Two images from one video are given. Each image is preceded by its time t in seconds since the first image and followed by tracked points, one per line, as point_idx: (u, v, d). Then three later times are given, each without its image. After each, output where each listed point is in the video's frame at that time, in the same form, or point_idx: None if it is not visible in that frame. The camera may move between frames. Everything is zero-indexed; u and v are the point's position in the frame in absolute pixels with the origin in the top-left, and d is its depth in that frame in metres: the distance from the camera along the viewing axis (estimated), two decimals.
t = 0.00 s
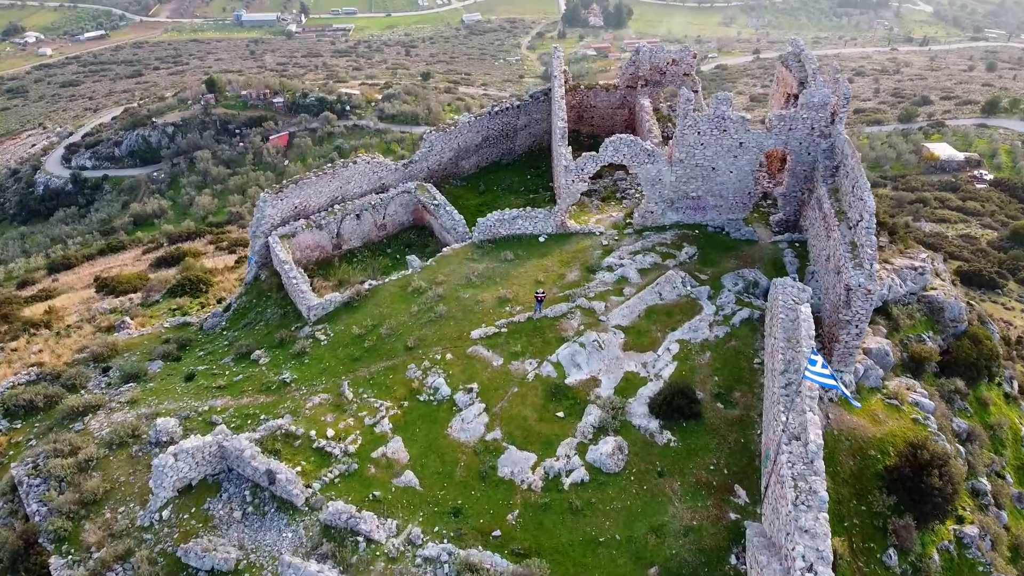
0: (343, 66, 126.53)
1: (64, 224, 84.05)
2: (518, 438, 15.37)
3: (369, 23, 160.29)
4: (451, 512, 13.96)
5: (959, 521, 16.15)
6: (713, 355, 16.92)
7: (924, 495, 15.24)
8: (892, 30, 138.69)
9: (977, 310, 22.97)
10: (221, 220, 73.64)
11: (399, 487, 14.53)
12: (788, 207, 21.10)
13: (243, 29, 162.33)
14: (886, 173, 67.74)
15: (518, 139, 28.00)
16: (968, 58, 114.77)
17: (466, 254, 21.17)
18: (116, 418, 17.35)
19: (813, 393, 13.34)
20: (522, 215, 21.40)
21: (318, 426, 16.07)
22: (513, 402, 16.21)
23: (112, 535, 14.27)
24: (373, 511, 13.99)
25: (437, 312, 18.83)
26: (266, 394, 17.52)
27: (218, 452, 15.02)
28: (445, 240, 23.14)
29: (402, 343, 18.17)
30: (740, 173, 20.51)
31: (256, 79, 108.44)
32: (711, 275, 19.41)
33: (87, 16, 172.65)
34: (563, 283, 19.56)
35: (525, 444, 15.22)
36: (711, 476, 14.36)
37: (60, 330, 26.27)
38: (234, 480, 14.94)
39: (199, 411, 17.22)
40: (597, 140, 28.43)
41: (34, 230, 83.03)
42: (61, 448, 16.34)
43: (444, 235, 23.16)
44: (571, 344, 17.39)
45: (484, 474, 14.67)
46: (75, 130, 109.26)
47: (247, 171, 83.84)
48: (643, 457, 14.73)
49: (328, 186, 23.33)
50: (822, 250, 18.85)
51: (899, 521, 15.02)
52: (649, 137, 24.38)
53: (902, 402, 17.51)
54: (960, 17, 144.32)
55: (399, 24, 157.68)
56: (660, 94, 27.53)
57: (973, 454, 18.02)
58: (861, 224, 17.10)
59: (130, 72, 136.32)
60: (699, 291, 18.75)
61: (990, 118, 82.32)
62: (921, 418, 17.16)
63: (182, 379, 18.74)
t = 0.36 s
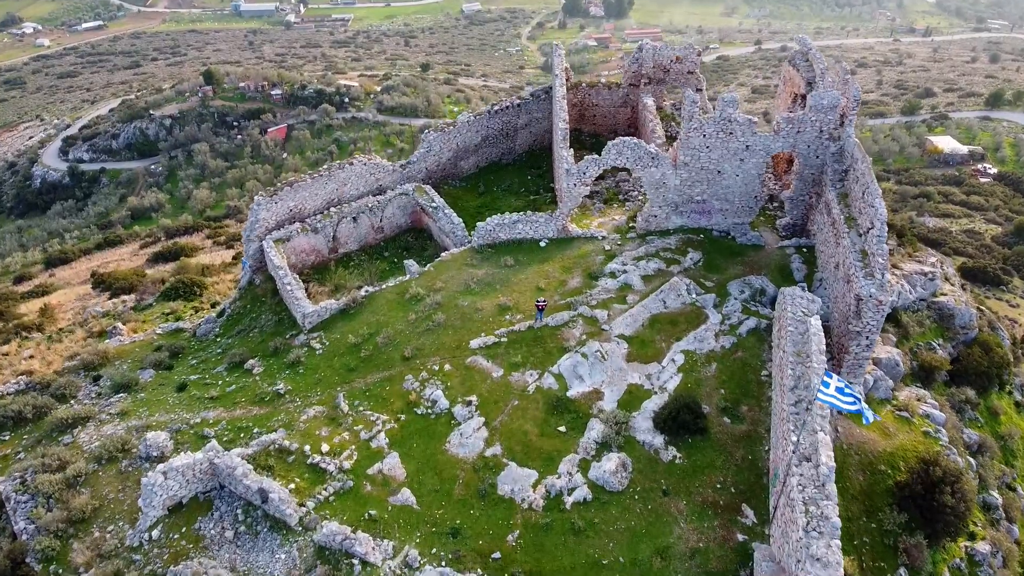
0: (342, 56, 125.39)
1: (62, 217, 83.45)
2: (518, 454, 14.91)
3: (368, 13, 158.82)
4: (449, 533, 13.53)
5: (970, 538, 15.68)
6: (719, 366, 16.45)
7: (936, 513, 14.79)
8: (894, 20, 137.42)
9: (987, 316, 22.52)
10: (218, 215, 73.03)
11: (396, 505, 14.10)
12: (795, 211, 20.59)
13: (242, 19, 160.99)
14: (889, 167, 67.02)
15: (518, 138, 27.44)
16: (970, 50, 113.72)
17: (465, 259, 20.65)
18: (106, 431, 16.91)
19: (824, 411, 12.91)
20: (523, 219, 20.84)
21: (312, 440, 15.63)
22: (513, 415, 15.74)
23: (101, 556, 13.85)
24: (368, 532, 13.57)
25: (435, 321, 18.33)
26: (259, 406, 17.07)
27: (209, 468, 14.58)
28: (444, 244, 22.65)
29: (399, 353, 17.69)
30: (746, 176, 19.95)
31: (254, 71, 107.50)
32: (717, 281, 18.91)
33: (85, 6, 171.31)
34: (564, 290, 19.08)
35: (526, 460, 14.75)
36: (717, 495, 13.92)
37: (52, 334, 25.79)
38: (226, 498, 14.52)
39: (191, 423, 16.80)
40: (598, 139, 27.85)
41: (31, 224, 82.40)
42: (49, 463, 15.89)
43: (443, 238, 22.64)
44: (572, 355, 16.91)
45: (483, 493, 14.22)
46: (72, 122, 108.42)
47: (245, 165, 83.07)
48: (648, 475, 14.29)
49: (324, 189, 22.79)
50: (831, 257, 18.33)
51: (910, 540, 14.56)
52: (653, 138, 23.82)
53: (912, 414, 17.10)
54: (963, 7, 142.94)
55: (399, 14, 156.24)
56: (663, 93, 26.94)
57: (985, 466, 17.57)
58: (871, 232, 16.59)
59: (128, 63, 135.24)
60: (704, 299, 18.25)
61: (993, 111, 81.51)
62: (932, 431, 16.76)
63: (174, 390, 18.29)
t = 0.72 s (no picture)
0: (340, 43, 124.03)
1: (59, 207, 82.75)
2: (518, 468, 14.46)
3: None
4: (448, 552, 13.13)
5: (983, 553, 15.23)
6: (726, 376, 15.98)
7: (949, 529, 14.34)
8: (897, 7, 135.80)
9: (997, 318, 22.06)
10: (216, 205, 72.29)
11: (393, 522, 13.69)
12: (803, 213, 20.07)
13: (240, 6, 159.31)
14: (892, 157, 66.22)
15: (519, 134, 26.84)
16: (973, 37, 112.41)
17: (464, 262, 20.11)
18: (96, 442, 16.51)
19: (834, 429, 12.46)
20: (524, 221, 20.28)
21: (307, 453, 15.19)
22: (513, 426, 15.28)
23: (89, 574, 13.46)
24: (364, 551, 13.15)
25: (433, 327, 17.83)
26: (253, 415, 16.64)
27: (201, 484, 14.16)
28: (443, 245, 22.11)
29: (397, 361, 17.19)
30: (753, 177, 19.38)
31: (252, 58, 106.36)
32: (723, 286, 18.41)
33: None
34: (566, 294, 18.58)
35: (527, 475, 14.32)
36: (724, 512, 13.50)
37: (44, 336, 25.32)
38: (218, 514, 14.11)
39: (183, 434, 16.38)
40: (600, 135, 27.26)
41: (28, 214, 81.68)
42: (37, 476, 15.47)
43: (441, 239, 22.09)
44: (574, 363, 16.43)
45: (482, 509, 13.79)
46: (69, 111, 107.37)
47: (243, 154, 82.19)
48: (653, 490, 13.86)
49: (320, 188, 22.22)
50: (841, 261, 17.80)
51: (921, 557, 14.13)
52: (657, 135, 23.25)
53: (923, 424, 16.70)
54: None
55: (398, 0, 154.56)
56: (667, 87, 26.31)
57: (996, 476, 17.16)
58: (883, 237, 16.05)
59: (125, 51, 133.89)
60: (710, 304, 17.74)
61: (997, 100, 80.54)
62: (943, 442, 16.36)
63: (166, 397, 17.86)
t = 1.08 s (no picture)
0: (339, 28, 122.52)
1: (56, 196, 82.01)
2: (519, 482, 14.03)
3: None
4: (446, 571, 12.73)
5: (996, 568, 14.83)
6: (733, 386, 15.51)
7: (962, 546, 13.90)
8: None
9: (1008, 320, 21.59)
10: (214, 194, 71.50)
11: (389, 539, 13.28)
12: (811, 213, 19.52)
13: None
14: (896, 146, 65.31)
15: (519, 129, 26.20)
16: (978, 22, 110.86)
17: (463, 264, 19.60)
18: (86, 452, 16.12)
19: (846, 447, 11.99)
20: (524, 222, 19.74)
21: (302, 465, 14.77)
22: (514, 438, 14.80)
23: None
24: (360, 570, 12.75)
25: (431, 333, 17.32)
26: (246, 425, 16.22)
27: (192, 499, 13.76)
28: (442, 245, 21.60)
29: (394, 368, 16.70)
30: (760, 177, 18.81)
31: (250, 44, 105.08)
32: (729, 290, 17.89)
33: None
34: (568, 299, 18.08)
35: (527, 490, 13.88)
36: (732, 529, 13.09)
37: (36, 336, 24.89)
38: (210, 530, 13.72)
39: (174, 444, 16.00)
40: (602, 130, 26.66)
41: (25, 203, 80.96)
42: (24, 489, 15.09)
43: (440, 239, 21.56)
44: (576, 371, 15.96)
45: (482, 526, 13.38)
46: (66, 98, 106.30)
47: (241, 142, 81.18)
48: (657, 506, 13.46)
49: (315, 186, 21.64)
50: (851, 265, 17.29)
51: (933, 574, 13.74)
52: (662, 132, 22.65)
53: (934, 434, 16.33)
54: None
55: None
56: (671, 81, 25.67)
57: (1008, 486, 16.76)
58: (895, 243, 15.54)
59: (122, 36, 132.45)
60: (716, 309, 17.23)
61: (1001, 87, 79.32)
62: (955, 453, 15.99)
63: (157, 405, 17.46)
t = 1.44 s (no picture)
0: (338, 15, 121.24)
1: (53, 185, 81.26)
2: (519, 497, 13.64)
3: None
4: None
5: None
6: (739, 395, 15.09)
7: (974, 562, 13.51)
8: None
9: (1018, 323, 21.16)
10: (212, 184, 70.73)
11: (386, 557, 12.93)
12: (819, 214, 19.04)
13: None
14: (899, 136, 64.44)
15: (520, 124, 25.62)
16: (981, 9, 109.53)
17: (463, 267, 19.12)
18: (76, 463, 15.77)
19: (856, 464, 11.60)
20: (524, 224, 19.25)
21: (296, 478, 14.40)
22: (515, 451, 14.39)
23: None
24: None
25: (429, 340, 16.86)
26: (239, 435, 15.84)
27: (183, 515, 13.41)
28: (441, 246, 21.12)
29: (391, 376, 16.26)
30: (768, 178, 18.27)
31: (247, 31, 103.94)
32: (736, 294, 17.42)
33: None
34: (570, 303, 17.62)
35: (528, 505, 13.49)
36: (738, 548, 12.72)
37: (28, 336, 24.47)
38: (202, 547, 13.38)
39: (166, 455, 15.63)
40: (604, 125, 26.10)
41: (21, 193, 80.29)
42: (13, 501, 14.74)
43: (439, 240, 21.08)
44: (578, 380, 15.51)
45: (481, 543, 13.00)
46: (62, 86, 105.31)
47: (239, 131, 80.24)
48: (662, 524, 13.09)
49: (311, 186, 21.11)
50: (860, 270, 16.84)
51: None
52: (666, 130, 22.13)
53: (944, 444, 15.97)
54: None
55: None
56: (675, 76, 25.04)
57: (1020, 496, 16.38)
58: (907, 250, 15.06)
59: (119, 23, 131.16)
60: (722, 316, 16.75)
61: (1006, 75, 78.14)
62: (966, 463, 15.63)
63: (149, 413, 17.10)
